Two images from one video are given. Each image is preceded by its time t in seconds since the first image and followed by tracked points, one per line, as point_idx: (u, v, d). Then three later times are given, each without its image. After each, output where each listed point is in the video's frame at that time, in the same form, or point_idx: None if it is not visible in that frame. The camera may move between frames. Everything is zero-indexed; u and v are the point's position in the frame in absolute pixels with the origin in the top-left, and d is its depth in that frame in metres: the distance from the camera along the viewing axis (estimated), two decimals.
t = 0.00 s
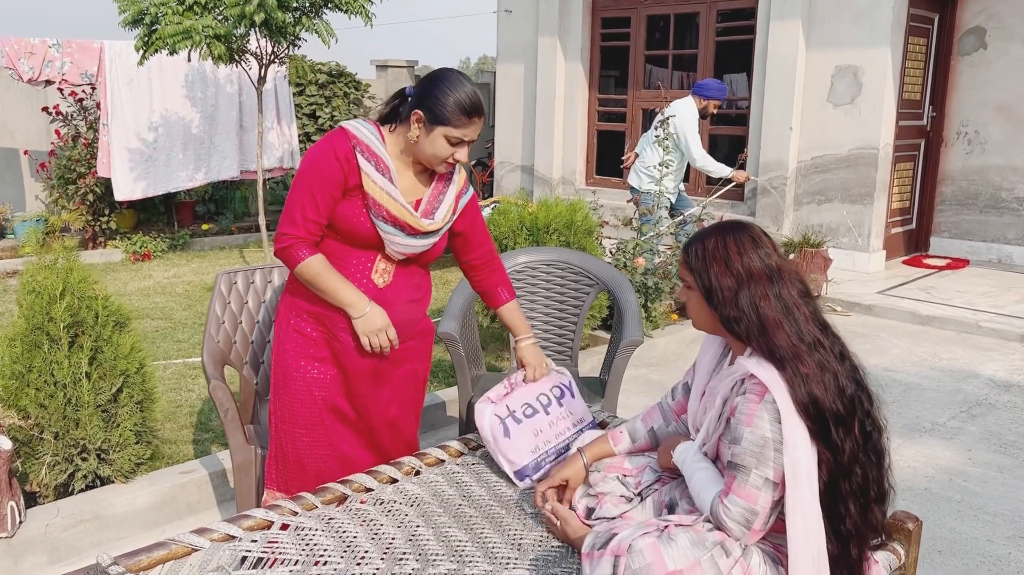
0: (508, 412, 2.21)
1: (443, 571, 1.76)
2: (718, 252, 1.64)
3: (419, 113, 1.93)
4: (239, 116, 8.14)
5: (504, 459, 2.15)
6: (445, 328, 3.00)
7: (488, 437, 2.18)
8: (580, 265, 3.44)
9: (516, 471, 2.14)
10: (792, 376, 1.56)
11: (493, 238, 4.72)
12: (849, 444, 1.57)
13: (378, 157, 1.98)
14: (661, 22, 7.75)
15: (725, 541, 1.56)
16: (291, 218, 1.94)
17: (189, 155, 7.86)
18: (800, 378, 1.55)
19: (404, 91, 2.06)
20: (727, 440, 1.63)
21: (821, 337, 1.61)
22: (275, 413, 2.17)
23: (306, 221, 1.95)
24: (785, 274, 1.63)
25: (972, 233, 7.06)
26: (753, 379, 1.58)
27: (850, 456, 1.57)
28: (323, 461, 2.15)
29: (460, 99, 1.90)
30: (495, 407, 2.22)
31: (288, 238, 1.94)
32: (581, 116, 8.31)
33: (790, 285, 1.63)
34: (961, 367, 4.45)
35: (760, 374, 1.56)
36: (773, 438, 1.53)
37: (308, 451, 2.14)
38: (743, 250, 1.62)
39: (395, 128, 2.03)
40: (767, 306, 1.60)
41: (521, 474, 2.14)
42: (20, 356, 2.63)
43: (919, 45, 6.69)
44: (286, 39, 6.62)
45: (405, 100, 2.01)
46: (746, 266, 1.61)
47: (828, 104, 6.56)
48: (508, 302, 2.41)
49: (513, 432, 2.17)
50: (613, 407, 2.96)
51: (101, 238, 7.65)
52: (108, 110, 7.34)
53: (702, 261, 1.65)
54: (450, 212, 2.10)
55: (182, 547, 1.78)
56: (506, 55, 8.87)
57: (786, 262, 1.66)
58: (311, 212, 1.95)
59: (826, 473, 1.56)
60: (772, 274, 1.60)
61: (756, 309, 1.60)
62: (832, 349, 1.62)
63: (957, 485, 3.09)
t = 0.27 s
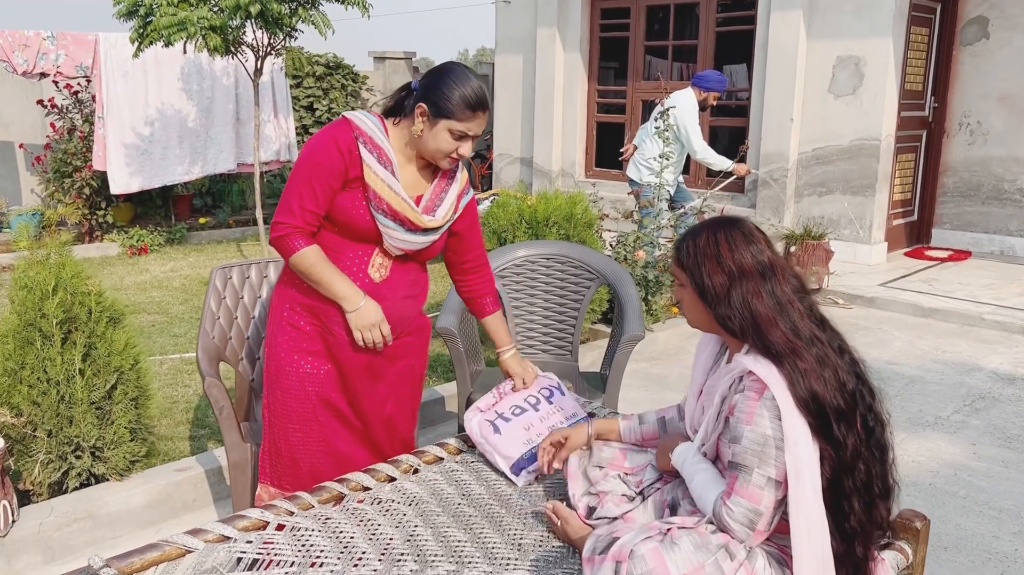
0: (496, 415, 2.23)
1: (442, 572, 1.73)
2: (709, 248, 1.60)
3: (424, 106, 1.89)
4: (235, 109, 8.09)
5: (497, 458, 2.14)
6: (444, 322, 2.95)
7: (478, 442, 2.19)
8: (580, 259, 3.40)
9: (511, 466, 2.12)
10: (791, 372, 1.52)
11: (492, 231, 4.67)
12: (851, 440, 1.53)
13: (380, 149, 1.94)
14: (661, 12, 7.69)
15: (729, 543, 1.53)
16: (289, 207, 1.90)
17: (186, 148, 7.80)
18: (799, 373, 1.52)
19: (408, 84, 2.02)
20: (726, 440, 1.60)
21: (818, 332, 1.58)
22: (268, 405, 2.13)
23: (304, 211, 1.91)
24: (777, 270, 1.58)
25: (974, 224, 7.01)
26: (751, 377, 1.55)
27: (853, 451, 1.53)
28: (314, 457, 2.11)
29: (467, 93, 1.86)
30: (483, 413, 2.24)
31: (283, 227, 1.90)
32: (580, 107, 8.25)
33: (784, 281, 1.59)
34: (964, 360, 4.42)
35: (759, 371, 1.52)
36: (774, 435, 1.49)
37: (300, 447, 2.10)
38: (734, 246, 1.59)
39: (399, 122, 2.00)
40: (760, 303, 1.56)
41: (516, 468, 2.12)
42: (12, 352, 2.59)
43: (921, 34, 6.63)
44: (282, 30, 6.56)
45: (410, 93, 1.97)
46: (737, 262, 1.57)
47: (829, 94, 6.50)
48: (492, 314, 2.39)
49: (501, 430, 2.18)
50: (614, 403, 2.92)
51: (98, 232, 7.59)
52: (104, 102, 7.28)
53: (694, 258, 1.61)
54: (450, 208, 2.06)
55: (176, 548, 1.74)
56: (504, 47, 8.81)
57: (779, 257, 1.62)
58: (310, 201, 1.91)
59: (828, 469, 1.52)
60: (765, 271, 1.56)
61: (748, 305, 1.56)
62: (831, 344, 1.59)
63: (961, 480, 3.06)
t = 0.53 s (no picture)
0: (489, 416, 2.23)
1: (441, 572, 1.70)
2: (708, 241, 1.56)
3: (424, 95, 1.85)
4: (232, 102, 8.05)
5: (493, 455, 2.12)
6: (443, 316, 2.91)
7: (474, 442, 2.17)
8: (581, 252, 3.36)
9: (508, 459, 2.10)
10: (788, 369, 1.48)
11: (492, 223, 4.63)
12: (852, 439, 1.49)
13: (377, 138, 1.90)
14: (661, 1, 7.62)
15: (732, 543, 1.50)
16: (284, 197, 1.85)
17: (182, 141, 7.75)
18: (797, 370, 1.48)
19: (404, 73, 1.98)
20: (724, 438, 1.56)
21: (818, 330, 1.54)
22: (261, 401, 2.08)
23: (299, 202, 1.86)
24: (776, 264, 1.54)
25: (977, 214, 6.96)
26: (748, 374, 1.51)
27: (853, 451, 1.49)
28: (309, 454, 2.07)
29: (467, 83, 1.82)
30: (477, 415, 2.23)
31: (279, 218, 1.85)
32: (580, 98, 8.19)
33: (783, 277, 1.55)
34: (968, 351, 4.38)
35: (755, 368, 1.49)
36: (771, 433, 1.45)
37: (293, 444, 2.06)
38: (735, 239, 1.55)
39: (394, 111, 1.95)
40: (757, 300, 1.52)
41: (513, 461, 2.09)
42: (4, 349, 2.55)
43: (924, 23, 6.56)
44: (279, 21, 6.51)
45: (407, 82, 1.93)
46: (737, 256, 1.53)
47: (831, 84, 6.45)
48: (485, 305, 2.36)
49: (496, 427, 2.17)
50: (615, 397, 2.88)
51: (95, 225, 7.54)
52: (100, 95, 7.23)
53: (692, 249, 1.58)
54: (449, 198, 2.05)
55: (169, 549, 1.70)
56: (504, 37, 8.74)
57: (780, 251, 1.58)
58: (305, 191, 1.85)
59: (828, 466, 1.49)
60: (764, 266, 1.53)
61: (745, 301, 1.53)
62: (832, 341, 1.55)
63: (967, 474, 3.02)
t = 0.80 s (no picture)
0: (479, 414, 2.22)
1: (440, 570, 1.67)
2: (712, 231, 1.54)
3: (416, 85, 1.81)
4: (230, 96, 8.03)
5: (485, 450, 2.09)
6: (441, 310, 2.89)
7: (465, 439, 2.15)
8: (581, 245, 3.32)
9: (501, 453, 2.08)
10: (789, 364, 1.45)
11: (491, 215, 4.60)
12: (854, 439, 1.46)
13: (365, 129, 1.86)
14: None
15: (735, 541, 1.47)
16: (273, 194, 1.80)
17: (179, 135, 7.71)
18: (799, 366, 1.45)
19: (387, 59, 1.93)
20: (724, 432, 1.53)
21: (821, 326, 1.51)
22: (255, 402, 2.04)
23: (288, 198, 1.81)
24: (782, 260, 1.52)
25: (979, 204, 6.93)
26: (747, 368, 1.48)
27: (856, 450, 1.46)
28: (306, 453, 2.05)
29: (456, 71, 1.80)
30: (467, 414, 2.22)
31: (268, 217, 1.80)
32: (580, 89, 8.13)
33: (786, 272, 1.52)
34: (972, 342, 4.35)
35: (755, 363, 1.46)
36: (772, 428, 1.42)
37: (291, 443, 2.03)
38: (740, 231, 1.52)
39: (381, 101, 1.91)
40: (759, 294, 1.50)
41: (506, 453, 2.07)
42: None
43: (926, 11, 6.50)
44: (276, 13, 6.46)
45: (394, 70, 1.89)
46: (741, 248, 1.51)
47: (832, 73, 6.39)
48: (466, 292, 2.33)
49: (487, 424, 2.16)
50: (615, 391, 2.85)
51: (94, 220, 7.50)
52: (96, 88, 7.18)
53: (699, 238, 1.55)
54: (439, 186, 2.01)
55: (164, 548, 1.67)
56: (503, 28, 8.68)
57: (786, 245, 1.55)
58: (294, 189, 1.81)
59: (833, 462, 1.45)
60: (767, 260, 1.50)
61: (747, 295, 1.51)
62: (837, 338, 1.52)
63: (971, 466, 3.00)
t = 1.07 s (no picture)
0: (475, 411, 2.20)
1: (436, 568, 1.65)
2: (749, 215, 1.49)
3: (387, 70, 1.79)
4: (227, 91, 7.96)
5: (481, 445, 2.07)
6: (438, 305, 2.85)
7: (462, 435, 2.13)
8: (579, 237, 3.29)
9: (497, 448, 2.05)
10: (802, 361, 1.42)
11: (489, 208, 4.57)
12: (864, 448, 1.45)
13: (338, 121, 1.83)
14: None
15: (736, 535, 1.45)
16: (247, 196, 1.77)
17: (176, 129, 7.69)
18: (814, 364, 1.42)
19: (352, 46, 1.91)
20: (728, 424, 1.50)
21: (846, 333, 1.48)
22: (247, 406, 2.02)
23: (263, 197, 1.78)
24: (816, 259, 1.48)
25: (981, 193, 6.89)
26: (752, 357, 1.46)
27: (865, 459, 1.45)
28: (303, 453, 2.03)
29: (428, 53, 1.78)
30: (464, 411, 2.20)
31: (246, 220, 1.77)
32: (579, 80, 8.08)
33: (821, 273, 1.48)
34: (974, 332, 4.32)
35: (760, 352, 1.43)
36: (776, 420, 1.40)
37: (289, 445, 2.01)
38: (778, 220, 1.48)
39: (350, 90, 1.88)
40: (787, 289, 1.45)
41: (502, 448, 2.05)
42: None
43: None
44: (272, 6, 6.41)
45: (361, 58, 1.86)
46: (776, 239, 1.47)
47: (833, 63, 6.34)
48: (426, 284, 2.29)
49: (483, 420, 2.14)
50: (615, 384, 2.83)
51: (92, 215, 7.46)
52: (92, 83, 7.14)
53: (730, 221, 1.50)
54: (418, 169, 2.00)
55: (157, 547, 1.64)
56: (501, 20, 8.63)
57: (819, 246, 1.52)
58: (270, 188, 1.78)
59: (840, 471, 1.44)
60: (804, 256, 1.46)
61: (775, 288, 1.46)
62: (857, 345, 1.49)
63: (973, 458, 2.97)
